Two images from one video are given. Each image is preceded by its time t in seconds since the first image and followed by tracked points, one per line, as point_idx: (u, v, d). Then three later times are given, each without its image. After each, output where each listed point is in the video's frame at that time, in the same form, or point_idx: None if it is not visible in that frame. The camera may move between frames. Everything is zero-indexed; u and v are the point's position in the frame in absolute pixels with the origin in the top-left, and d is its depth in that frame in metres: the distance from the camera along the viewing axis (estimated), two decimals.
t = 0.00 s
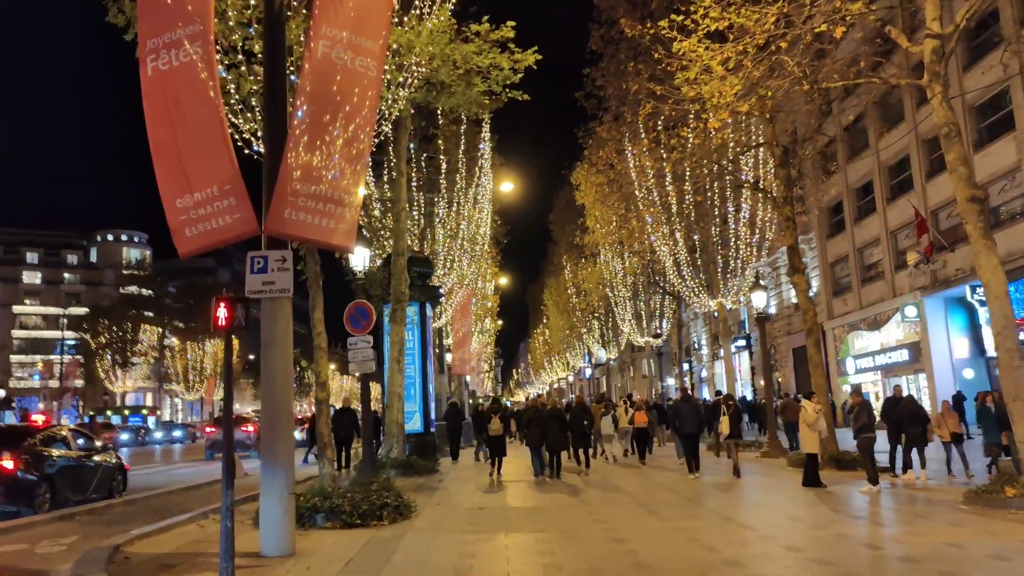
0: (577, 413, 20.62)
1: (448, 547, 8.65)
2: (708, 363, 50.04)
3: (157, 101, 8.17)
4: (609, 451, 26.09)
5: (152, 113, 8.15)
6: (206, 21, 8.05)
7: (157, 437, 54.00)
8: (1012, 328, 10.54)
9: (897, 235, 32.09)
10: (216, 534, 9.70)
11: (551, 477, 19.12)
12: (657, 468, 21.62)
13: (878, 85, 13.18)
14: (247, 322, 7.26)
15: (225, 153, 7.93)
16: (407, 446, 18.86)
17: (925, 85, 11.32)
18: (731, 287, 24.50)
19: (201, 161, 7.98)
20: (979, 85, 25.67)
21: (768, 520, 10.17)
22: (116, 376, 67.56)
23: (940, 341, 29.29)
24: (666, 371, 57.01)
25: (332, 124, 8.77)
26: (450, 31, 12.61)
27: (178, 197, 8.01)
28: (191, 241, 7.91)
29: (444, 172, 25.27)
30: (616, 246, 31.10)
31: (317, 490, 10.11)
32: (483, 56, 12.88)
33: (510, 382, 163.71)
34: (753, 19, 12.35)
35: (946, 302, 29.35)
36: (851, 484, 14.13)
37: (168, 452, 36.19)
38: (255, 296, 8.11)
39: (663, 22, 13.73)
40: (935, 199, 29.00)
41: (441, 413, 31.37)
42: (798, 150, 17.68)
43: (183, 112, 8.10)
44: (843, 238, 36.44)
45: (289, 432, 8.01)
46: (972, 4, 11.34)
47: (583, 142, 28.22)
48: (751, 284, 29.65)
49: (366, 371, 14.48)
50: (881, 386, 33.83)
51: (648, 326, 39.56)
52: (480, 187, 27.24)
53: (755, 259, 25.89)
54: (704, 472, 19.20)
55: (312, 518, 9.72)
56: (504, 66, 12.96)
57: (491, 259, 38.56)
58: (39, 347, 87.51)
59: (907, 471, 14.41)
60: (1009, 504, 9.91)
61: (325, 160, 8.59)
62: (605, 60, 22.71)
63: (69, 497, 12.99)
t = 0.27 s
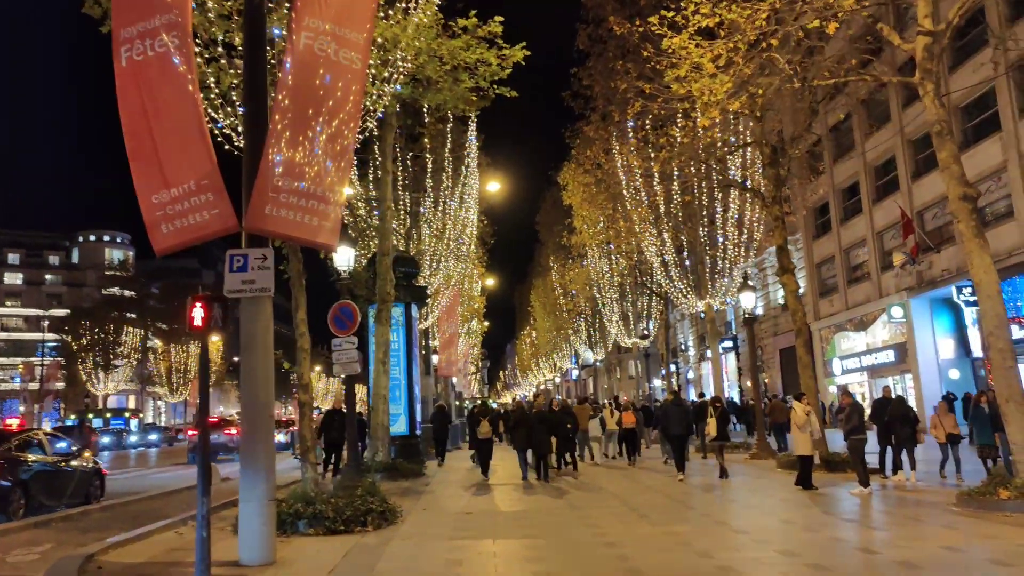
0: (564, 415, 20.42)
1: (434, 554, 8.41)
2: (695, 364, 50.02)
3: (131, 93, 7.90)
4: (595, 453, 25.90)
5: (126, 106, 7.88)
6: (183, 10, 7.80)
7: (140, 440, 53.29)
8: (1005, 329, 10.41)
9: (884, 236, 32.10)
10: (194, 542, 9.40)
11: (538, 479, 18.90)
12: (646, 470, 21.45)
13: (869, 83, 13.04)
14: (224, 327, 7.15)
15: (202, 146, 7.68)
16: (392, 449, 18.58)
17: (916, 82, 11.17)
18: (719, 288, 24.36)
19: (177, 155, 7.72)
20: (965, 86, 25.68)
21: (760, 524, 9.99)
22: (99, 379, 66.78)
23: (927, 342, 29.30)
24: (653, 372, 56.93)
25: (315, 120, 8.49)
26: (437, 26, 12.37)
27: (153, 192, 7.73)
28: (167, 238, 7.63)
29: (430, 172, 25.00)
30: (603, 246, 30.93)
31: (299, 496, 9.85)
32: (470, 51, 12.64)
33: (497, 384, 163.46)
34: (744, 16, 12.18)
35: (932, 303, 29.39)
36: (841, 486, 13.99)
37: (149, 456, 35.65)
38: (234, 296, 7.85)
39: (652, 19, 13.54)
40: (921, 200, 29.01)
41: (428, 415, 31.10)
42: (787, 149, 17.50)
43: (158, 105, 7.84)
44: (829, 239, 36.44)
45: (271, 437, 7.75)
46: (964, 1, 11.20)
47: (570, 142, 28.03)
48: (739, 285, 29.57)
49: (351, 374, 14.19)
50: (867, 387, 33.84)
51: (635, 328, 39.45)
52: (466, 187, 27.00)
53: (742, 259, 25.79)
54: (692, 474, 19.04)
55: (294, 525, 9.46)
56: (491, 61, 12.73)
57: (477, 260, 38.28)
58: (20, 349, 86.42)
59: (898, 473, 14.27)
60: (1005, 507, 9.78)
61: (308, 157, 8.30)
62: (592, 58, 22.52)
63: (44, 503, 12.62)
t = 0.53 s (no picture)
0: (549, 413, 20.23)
1: (416, 555, 8.19)
2: (679, 363, 50.05)
3: (100, 79, 7.62)
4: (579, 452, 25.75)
5: (95, 92, 7.60)
6: None
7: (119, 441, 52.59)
8: (994, 324, 10.32)
9: (868, 234, 32.15)
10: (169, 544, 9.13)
11: (522, 478, 18.71)
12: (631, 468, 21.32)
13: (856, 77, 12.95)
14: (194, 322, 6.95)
15: (174, 134, 7.42)
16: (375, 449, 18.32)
17: (904, 75, 11.07)
18: (704, 285, 24.26)
19: (149, 143, 7.45)
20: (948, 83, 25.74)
21: (749, 522, 9.84)
22: (78, 379, 65.93)
23: (910, 339, 29.35)
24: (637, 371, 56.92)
25: (293, 111, 8.20)
26: (418, 17, 12.14)
27: (124, 181, 7.46)
28: (138, 229, 7.36)
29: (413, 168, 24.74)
30: (588, 244, 30.79)
31: (278, 497, 9.59)
32: (452, 42, 12.43)
33: (481, 383, 163.22)
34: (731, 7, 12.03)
35: (915, 300, 29.46)
36: (827, 483, 13.88)
37: (128, 457, 35.13)
38: (207, 290, 7.58)
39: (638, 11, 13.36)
40: (905, 197, 29.07)
41: (411, 415, 30.85)
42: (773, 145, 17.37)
43: (128, 91, 7.57)
44: (813, 236, 36.48)
45: (247, 436, 7.48)
46: None
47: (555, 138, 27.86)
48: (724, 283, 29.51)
49: (332, 372, 13.93)
50: (851, 384, 33.89)
51: (620, 326, 39.35)
52: (450, 183, 26.77)
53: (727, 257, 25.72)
54: (678, 472, 18.90)
55: (271, 526, 9.19)
56: (474, 52, 12.51)
57: (461, 258, 38.03)
58: None
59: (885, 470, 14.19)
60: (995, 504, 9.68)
61: (287, 149, 8.01)
62: (577, 54, 22.34)
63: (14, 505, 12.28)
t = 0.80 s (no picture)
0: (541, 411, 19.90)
1: (404, 560, 7.94)
2: (669, 359, 49.97)
3: (73, 68, 7.34)
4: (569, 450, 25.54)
5: (68, 81, 7.33)
6: None
7: (104, 441, 51.98)
8: (991, 320, 10.16)
9: (857, 230, 32.08)
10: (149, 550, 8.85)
11: (512, 477, 18.47)
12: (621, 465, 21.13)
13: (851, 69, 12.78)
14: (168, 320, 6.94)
15: (150, 123, 7.14)
16: (362, 448, 18.05)
17: (900, 66, 10.89)
18: (695, 281, 24.09)
19: (124, 133, 7.17)
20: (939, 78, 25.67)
21: (742, 523, 9.66)
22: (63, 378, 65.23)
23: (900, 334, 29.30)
24: (626, 368, 56.81)
25: (276, 104, 7.91)
26: (405, 7, 11.87)
27: (99, 174, 7.18)
28: (114, 222, 7.08)
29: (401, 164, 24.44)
30: (577, 240, 30.57)
31: (261, 499, 9.31)
32: (439, 33, 12.14)
33: (470, 381, 162.97)
34: None
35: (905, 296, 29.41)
36: (821, 481, 13.73)
37: (112, 457, 34.65)
38: (186, 286, 7.32)
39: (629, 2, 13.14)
40: (895, 193, 29.02)
41: (400, 413, 30.59)
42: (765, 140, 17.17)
43: (103, 79, 7.28)
44: (803, 232, 36.40)
45: (226, 441, 7.20)
46: None
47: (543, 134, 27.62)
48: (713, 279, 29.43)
49: (318, 370, 13.64)
50: (840, 380, 33.87)
51: (609, 322, 39.22)
52: (437, 179, 26.50)
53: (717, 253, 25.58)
54: (667, 469, 18.75)
55: (254, 530, 8.93)
56: (462, 43, 12.24)
57: (449, 255, 37.74)
58: None
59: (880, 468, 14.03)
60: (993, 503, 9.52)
61: (271, 142, 7.72)
62: (566, 47, 22.10)
63: None
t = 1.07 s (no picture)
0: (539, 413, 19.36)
1: (395, 564, 7.70)
2: (662, 360, 49.83)
3: (49, 56, 7.06)
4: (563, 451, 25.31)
5: (43, 70, 7.04)
6: None
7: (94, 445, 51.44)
8: (994, 316, 9.98)
9: (851, 228, 31.97)
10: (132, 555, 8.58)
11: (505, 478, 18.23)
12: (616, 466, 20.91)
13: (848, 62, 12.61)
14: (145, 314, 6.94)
15: (128, 113, 6.86)
16: (354, 450, 17.78)
17: (900, 58, 10.70)
18: (689, 280, 23.91)
19: (101, 123, 6.88)
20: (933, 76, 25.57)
21: (742, 524, 9.43)
22: (51, 382, 64.60)
23: (894, 333, 29.19)
24: (619, 368, 56.65)
25: (264, 95, 7.60)
26: None
27: (75, 165, 6.89)
28: (89, 216, 6.78)
29: (392, 162, 24.18)
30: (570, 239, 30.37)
31: (248, 503, 9.06)
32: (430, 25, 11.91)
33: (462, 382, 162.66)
34: None
35: (899, 295, 29.31)
36: (819, 481, 13.52)
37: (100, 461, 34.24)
38: (168, 282, 7.05)
39: None
40: (888, 191, 28.91)
41: (392, 415, 30.30)
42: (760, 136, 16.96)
43: (79, 67, 7.00)
44: (796, 232, 36.29)
45: (210, 441, 6.95)
46: None
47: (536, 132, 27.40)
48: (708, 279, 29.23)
49: (307, 371, 13.36)
50: (835, 380, 33.73)
51: (603, 323, 39.01)
52: (429, 179, 26.22)
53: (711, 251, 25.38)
54: (663, 470, 18.53)
55: (241, 535, 8.66)
56: (453, 35, 12.01)
57: (442, 255, 37.48)
58: None
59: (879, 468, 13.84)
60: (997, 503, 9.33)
61: (257, 135, 7.42)
62: (559, 44, 21.88)
63: None
